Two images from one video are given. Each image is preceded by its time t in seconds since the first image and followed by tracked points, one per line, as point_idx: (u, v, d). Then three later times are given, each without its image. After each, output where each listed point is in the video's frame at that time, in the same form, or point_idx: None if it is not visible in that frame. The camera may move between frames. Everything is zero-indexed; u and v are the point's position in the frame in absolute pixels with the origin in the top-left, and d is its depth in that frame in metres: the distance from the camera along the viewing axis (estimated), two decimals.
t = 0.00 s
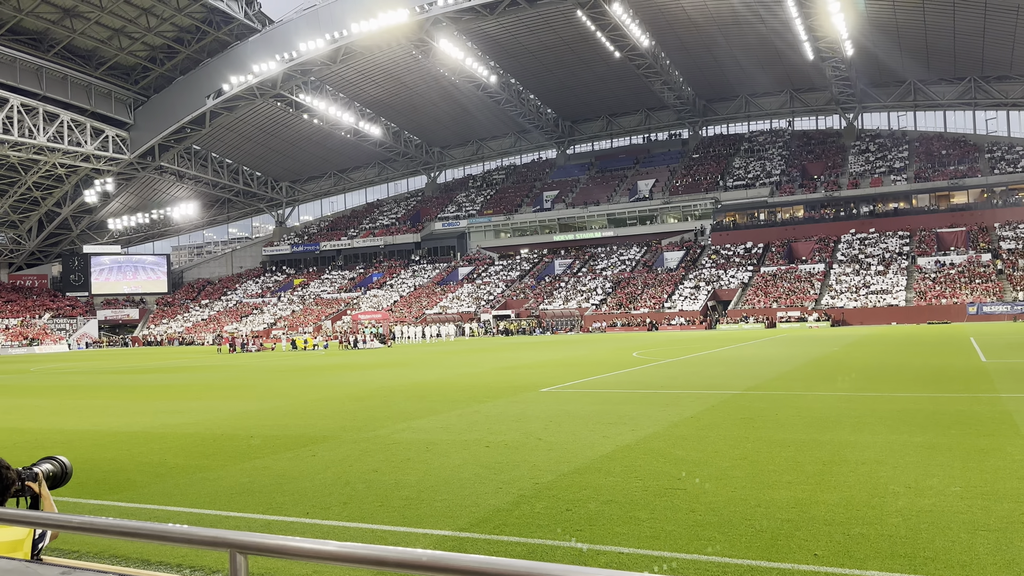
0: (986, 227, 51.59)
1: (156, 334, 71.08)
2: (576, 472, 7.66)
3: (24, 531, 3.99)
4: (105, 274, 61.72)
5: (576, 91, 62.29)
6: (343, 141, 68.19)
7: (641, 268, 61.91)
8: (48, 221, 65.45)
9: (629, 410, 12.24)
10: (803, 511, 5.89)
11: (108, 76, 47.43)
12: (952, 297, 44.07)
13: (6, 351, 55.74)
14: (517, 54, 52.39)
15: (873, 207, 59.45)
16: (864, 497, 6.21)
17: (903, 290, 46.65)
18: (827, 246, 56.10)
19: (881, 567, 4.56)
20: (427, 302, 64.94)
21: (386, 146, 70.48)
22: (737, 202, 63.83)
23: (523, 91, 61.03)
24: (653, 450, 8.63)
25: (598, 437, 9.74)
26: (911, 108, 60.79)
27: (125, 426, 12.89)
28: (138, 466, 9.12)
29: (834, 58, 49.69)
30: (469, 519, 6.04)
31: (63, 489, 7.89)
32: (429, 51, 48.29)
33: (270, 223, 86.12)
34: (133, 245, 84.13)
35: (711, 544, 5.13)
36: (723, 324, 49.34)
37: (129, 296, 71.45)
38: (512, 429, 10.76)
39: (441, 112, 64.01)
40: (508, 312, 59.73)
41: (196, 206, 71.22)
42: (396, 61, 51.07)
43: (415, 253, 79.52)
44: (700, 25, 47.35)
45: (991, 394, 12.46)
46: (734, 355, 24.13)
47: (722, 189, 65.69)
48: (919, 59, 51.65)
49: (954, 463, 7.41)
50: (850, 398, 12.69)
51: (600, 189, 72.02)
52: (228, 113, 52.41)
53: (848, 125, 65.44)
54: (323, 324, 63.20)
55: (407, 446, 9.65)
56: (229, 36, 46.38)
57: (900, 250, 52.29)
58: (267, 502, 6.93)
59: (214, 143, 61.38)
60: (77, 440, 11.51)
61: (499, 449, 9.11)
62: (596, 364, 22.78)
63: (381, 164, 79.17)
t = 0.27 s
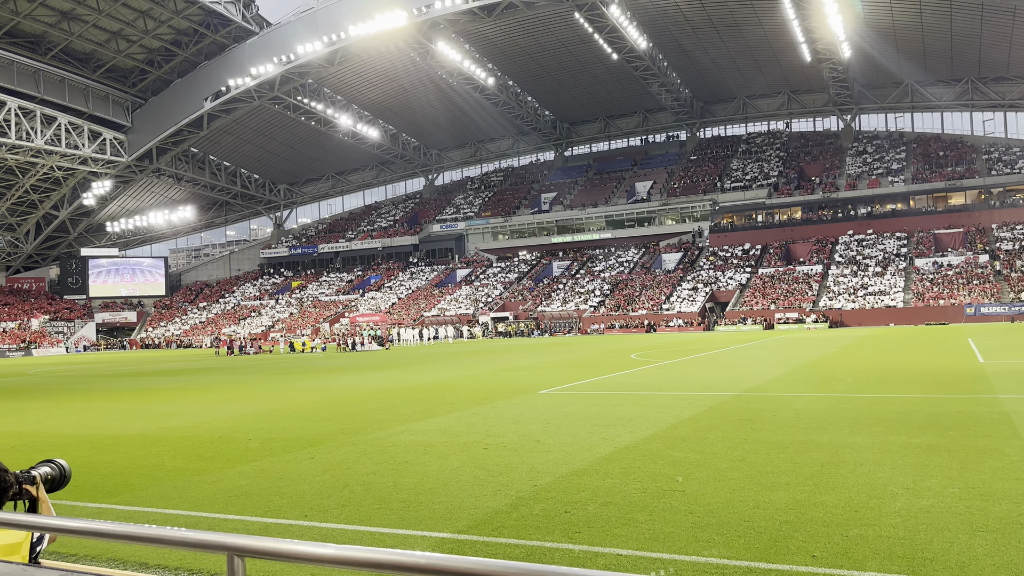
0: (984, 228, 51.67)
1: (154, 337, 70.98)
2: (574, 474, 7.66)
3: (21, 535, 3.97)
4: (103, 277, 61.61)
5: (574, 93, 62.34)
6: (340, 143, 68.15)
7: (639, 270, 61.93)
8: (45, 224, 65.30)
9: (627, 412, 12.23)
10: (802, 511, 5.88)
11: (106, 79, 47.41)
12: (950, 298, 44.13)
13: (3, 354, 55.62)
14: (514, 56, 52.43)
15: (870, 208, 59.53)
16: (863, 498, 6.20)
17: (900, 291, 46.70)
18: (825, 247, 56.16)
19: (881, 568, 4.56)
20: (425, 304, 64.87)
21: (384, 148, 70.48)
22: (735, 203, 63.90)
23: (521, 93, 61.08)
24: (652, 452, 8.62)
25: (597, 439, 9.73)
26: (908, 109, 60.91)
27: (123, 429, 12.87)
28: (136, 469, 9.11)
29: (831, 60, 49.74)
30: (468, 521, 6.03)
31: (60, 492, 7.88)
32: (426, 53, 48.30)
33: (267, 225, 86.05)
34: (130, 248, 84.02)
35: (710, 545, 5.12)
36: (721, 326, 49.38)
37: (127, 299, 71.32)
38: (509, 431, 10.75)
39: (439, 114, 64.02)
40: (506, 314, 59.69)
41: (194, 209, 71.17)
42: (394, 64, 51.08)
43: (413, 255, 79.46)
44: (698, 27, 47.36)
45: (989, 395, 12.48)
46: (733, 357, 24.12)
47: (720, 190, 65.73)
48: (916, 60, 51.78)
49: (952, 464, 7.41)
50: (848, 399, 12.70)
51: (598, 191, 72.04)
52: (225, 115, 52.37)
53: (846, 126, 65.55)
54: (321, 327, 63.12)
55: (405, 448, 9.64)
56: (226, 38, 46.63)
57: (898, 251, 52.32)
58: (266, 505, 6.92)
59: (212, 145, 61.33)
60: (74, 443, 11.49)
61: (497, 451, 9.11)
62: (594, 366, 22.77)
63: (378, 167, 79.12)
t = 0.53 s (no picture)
0: (982, 229, 51.75)
1: (152, 339, 70.89)
2: (573, 475, 7.66)
3: (18, 538, 3.93)
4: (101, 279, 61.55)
5: (572, 94, 62.44)
6: (339, 145, 68.18)
7: (637, 271, 61.99)
8: (43, 227, 65.26)
9: (627, 413, 12.23)
10: (800, 512, 5.89)
11: (104, 81, 47.41)
12: (948, 298, 44.21)
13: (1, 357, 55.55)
14: (512, 58, 52.50)
15: (868, 209, 59.63)
16: (862, 499, 6.21)
17: (898, 292, 46.77)
18: (823, 248, 56.26)
19: (880, 569, 4.55)
20: (424, 306, 64.89)
21: (382, 150, 70.51)
22: (733, 205, 64.00)
23: (519, 94, 61.15)
24: (651, 453, 8.63)
25: (596, 441, 9.74)
26: (906, 110, 61.04)
27: (122, 431, 12.86)
28: (135, 471, 9.10)
29: (829, 61, 49.82)
30: (467, 523, 6.03)
31: (60, 495, 7.88)
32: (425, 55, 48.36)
33: (266, 227, 86.05)
34: (129, 250, 83.98)
35: (708, 547, 5.12)
36: (720, 327, 49.47)
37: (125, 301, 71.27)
38: (509, 432, 10.74)
39: (437, 116, 64.06)
40: (505, 315, 59.71)
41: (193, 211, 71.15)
42: (392, 65, 51.11)
43: (411, 256, 79.47)
44: (695, 28, 47.42)
45: (987, 395, 12.50)
46: (732, 357, 24.13)
47: (718, 192, 65.84)
48: (914, 61, 51.93)
49: (951, 464, 7.42)
50: (847, 400, 12.71)
51: (597, 193, 72.10)
52: (223, 117, 52.34)
53: (844, 127, 65.68)
54: (320, 328, 63.11)
55: (404, 450, 9.63)
56: (224, 40, 46.52)
57: (896, 251, 52.42)
58: (264, 507, 6.91)
59: (210, 147, 61.33)
60: (73, 446, 11.48)
61: (497, 453, 9.12)
62: (593, 368, 22.77)
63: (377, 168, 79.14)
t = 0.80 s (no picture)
0: (981, 229, 51.77)
1: (151, 341, 70.89)
2: (573, 476, 7.66)
3: (18, 540, 3.93)
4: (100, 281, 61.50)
5: (571, 95, 62.47)
6: (337, 146, 68.17)
7: (636, 271, 61.98)
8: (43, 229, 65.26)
9: (626, 414, 12.22)
10: (799, 512, 5.89)
11: (103, 83, 47.42)
12: (948, 298, 44.23)
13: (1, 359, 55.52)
14: (511, 59, 52.53)
15: (867, 209, 59.65)
16: (861, 500, 6.20)
17: (898, 292, 46.79)
18: (822, 248, 56.28)
19: (879, 569, 4.55)
20: (423, 307, 64.86)
21: (381, 151, 70.50)
22: (732, 205, 64.05)
23: (518, 95, 61.20)
24: (650, 454, 8.62)
25: (595, 441, 9.74)
26: (905, 110, 61.08)
27: (121, 433, 12.84)
28: (134, 473, 9.09)
29: (828, 61, 49.80)
30: (466, 524, 6.02)
31: (59, 497, 7.87)
32: (424, 56, 48.36)
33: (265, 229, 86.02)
34: (128, 252, 83.96)
35: (708, 547, 5.12)
36: (719, 327, 49.51)
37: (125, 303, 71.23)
38: (508, 434, 10.74)
39: (436, 117, 64.06)
40: (504, 316, 59.71)
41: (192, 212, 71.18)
42: (391, 67, 51.12)
43: (411, 258, 79.45)
44: (694, 28, 47.44)
45: (986, 395, 12.51)
46: (731, 358, 24.13)
47: (717, 192, 65.86)
48: (912, 62, 51.98)
49: (950, 464, 7.43)
50: (847, 400, 12.71)
51: (596, 194, 72.09)
52: (222, 119, 52.31)
53: (842, 127, 65.75)
54: (319, 330, 63.12)
55: (404, 451, 9.63)
56: (223, 42, 46.48)
57: (895, 251, 52.40)
58: (264, 509, 6.90)
59: (209, 149, 61.32)
60: (72, 448, 11.47)
61: (496, 454, 9.11)
62: (592, 368, 22.77)
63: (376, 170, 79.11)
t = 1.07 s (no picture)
0: (981, 229, 51.73)
1: (152, 342, 70.92)
2: (574, 477, 7.64)
3: (18, 542, 3.95)
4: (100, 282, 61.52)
5: (571, 96, 62.50)
6: (337, 147, 68.16)
7: (637, 272, 61.97)
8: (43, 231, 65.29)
9: (627, 415, 12.19)
10: (801, 513, 5.89)
11: (103, 84, 47.45)
12: (948, 298, 44.23)
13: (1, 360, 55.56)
14: (511, 60, 52.52)
15: (867, 209, 59.63)
16: (862, 500, 6.20)
17: (898, 292, 46.77)
18: (822, 248, 56.22)
19: (880, 570, 4.54)
20: (423, 308, 64.88)
21: (381, 153, 70.49)
22: (732, 206, 64.06)
23: (518, 96, 61.20)
24: (650, 455, 8.60)
25: (596, 442, 9.70)
26: (905, 110, 61.06)
27: (120, 435, 12.81)
28: (133, 475, 9.06)
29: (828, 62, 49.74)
30: (467, 525, 6.01)
31: (59, 498, 7.85)
32: (424, 58, 48.38)
33: (266, 230, 86.08)
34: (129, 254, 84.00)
35: (709, 548, 5.11)
36: (719, 328, 49.54)
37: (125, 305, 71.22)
38: (508, 434, 10.74)
39: (437, 118, 64.06)
40: (504, 317, 59.71)
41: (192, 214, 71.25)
42: (391, 68, 51.13)
43: (411, 259, 79.46)
44: (693, 29, 47.44)
45: (987, 395, 12.51)
46: (730, 359, 24.09)
47: (717, 193, 65.86)
48: (912, 62, 51.97)
49: (951, 464, 7.41)
50: (848, 401, 12.68)
51: (596, 195, 72.09)
52: (223, 120, 52.30)
53: (842, 128, 65.75)
54: (319, 331, 63.18)
55: (404, 453, 9.59)
56: (223, 43, 46.46)
57: (896, 251, 52.42)
58: (264, 510, 6.89)
59: (209, 151, 61.33)
60: (71, 450, 11.43)
61: (497, 455, 9.08)
62: (592, 369, 22.76)
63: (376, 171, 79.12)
